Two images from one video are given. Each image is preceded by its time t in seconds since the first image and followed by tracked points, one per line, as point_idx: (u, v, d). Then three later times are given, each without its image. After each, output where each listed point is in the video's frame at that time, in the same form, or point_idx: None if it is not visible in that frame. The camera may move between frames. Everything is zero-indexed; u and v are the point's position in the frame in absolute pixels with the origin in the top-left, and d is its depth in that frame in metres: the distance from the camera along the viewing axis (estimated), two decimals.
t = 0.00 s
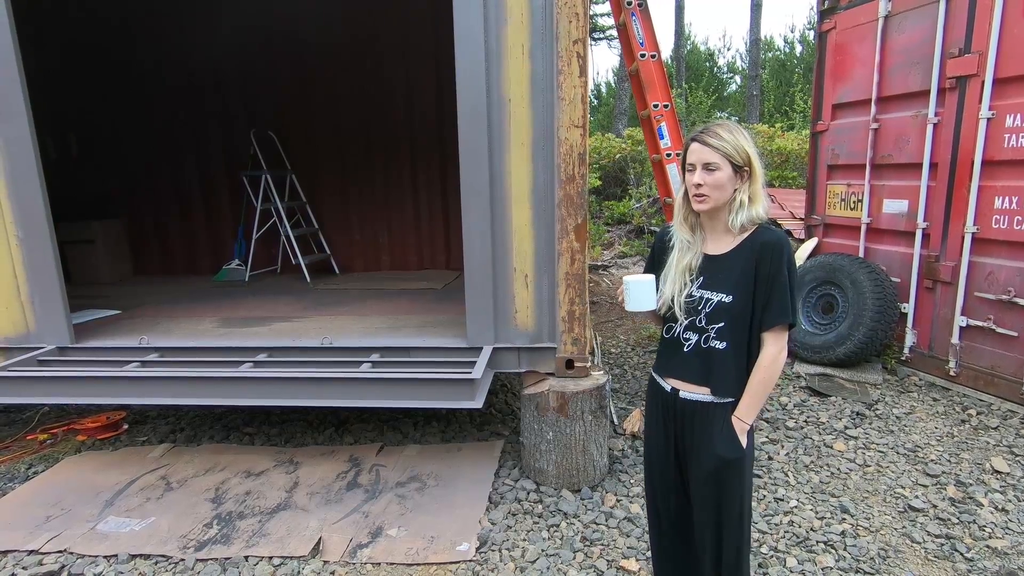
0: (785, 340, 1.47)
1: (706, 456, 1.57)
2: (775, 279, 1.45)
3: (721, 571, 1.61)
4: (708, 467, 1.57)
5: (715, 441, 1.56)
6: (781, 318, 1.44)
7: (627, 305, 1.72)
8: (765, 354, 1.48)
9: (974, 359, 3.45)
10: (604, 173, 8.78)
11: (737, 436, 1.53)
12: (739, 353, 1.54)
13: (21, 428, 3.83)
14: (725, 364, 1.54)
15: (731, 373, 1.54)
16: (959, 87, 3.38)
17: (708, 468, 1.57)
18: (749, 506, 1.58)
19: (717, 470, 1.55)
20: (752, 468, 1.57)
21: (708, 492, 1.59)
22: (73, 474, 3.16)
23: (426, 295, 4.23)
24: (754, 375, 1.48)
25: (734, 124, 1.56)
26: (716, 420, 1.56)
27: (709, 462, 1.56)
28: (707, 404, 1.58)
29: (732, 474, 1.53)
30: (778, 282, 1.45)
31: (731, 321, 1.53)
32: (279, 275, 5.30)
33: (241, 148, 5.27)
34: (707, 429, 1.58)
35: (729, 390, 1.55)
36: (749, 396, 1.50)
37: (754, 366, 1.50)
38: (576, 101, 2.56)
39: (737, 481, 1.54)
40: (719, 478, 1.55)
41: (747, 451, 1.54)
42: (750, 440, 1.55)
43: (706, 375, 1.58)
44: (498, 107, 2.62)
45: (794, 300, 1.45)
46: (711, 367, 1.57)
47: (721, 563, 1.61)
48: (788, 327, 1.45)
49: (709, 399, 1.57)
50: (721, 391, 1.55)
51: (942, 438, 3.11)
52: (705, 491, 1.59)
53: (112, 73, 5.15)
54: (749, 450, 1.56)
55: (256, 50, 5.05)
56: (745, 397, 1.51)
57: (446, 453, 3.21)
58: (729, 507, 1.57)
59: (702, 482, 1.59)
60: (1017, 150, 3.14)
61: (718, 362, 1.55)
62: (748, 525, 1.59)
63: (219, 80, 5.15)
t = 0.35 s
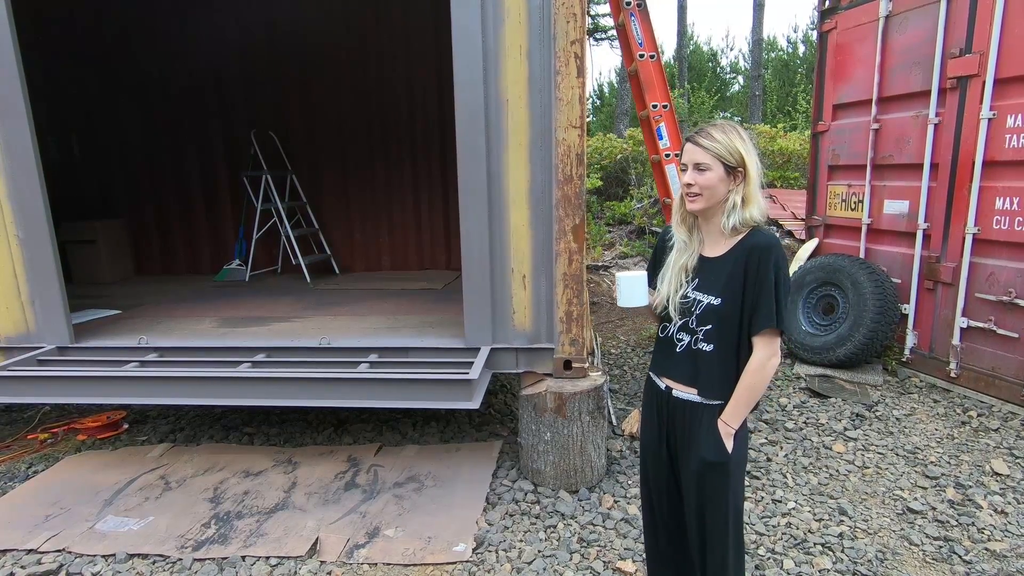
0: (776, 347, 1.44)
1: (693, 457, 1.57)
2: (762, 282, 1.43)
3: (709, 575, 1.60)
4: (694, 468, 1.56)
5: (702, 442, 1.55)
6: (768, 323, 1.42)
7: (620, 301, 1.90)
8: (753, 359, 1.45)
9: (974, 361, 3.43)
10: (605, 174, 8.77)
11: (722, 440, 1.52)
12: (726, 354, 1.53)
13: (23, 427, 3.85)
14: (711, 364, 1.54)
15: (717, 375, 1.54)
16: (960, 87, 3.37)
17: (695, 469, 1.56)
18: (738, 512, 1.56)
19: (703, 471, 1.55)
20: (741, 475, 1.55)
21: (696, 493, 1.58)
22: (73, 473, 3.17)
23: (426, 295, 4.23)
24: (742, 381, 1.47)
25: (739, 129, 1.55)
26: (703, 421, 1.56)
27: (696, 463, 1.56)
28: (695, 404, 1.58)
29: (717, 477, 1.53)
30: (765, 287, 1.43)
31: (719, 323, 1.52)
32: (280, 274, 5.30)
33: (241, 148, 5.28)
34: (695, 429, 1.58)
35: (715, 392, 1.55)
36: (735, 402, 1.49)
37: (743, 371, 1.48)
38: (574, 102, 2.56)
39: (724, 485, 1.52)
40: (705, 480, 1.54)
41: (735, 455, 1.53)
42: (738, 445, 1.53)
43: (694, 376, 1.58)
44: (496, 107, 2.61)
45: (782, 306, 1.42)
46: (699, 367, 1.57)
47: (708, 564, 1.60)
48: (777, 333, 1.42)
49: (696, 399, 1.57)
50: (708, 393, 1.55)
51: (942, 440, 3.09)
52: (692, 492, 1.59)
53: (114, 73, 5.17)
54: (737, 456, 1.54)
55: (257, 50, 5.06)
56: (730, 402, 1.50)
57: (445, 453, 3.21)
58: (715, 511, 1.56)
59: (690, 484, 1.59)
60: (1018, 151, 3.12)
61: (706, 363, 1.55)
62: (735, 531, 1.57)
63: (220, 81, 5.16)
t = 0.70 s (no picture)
0: (769, 347, 1.43)
1: (687, 457, 1.57)
2: (754, 282, 1.42)
3: None
4: (688, 469, 1.56)
5: (697, 443, 1.55)
6: (760, 323, 1.41)
7: (613, 298, 1.91)
8: (745, 360, 1.44)
9: (976, 361, 3.41)
10: (607, 174, 8.76)
11: (716, 441, 1.51)
12: (720, 354, 1.53)
13: (25, 425, 3.87)
14: (705, 364, 1.54)
15: (710, 375, 1.53)
16: (961, 86, 3.35)
17: (689, 469, 1.56)
18: (732, 513, 1.55)
19: (696, 471, 1.54)
20: (736, 476, 1.54)
21: (691, 494, 1.58)
22: (74, 472, 3.19)
23: (425, 294, 4.24)
24: (734, 381, 1.46)
25: (730, 128, 1.54)
26: (698, 422, 1.56)
27: (690, 463, 1.56)
28: (689, 405, 1.58)
29: (710, 478, 1.52)
30: (757, 287, 1.42)
31: (712, 322, 1.52)
32: (281, 274, 5.32)
33: (243, 148, 5.29)
34: (689, 430, 1.57)
35: (709, 392, 1.54)
36: (727, 403, 1.48)
37: (736, 371, 1.47)
38: (571, 101, 2.56)
39: (719, 486, 1.52)
40: (699, 481, 1.54)
41: (729, 457, 1.51)
42: (733, 446, 1.52)
43: (687, 375, 1.58)
44: (493, 106, 2.61)
45: (775, 306, 1.41)
46: (692, 367, 1.57)
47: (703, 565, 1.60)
48: (769, 333, 1.41)
49: (691, 400, 1.57)
50: (701, 393, 1.55)
51: (942, 441, 3.08)
52: (687, 492, 1.59)
53: (116, 73, 5.19)
54: (732, 457, 1.53)
55: (258, 50, 5.08)
56: (724, 403, 1.49)
57: (443, 453, 3.21)
58: (710, 512, 1.55)
59: (686, 484, 1.59)
60: (1019, 150, 3.10)
61: (699, 362, 1.55)
62: (730, 532, 1.56)
63: (222, 81, 5.18)
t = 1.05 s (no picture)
0: (764, 347, 1.41)
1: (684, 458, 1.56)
2: (748, 282, 1.41)
3: None
4: (684, 470, 1.56)
5: (693, 445, 1.54)
6: (754, 323, 1.39)
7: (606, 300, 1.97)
8: (740, 359, 1.43)
9: (978, 362, 3.39)
10: (608, 174, 8.75)
11: (711, 442, 1.50)
12: (716, 354, 1.52)
13: (26, 424, 3.88)
14: (700, 364, 1.53)
15: (705, 376, 1.52)
16: (963, 85, 3.32)
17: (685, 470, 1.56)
18: (728, 515, 1.54)
19: (691, 473, 1.53)
20: (732, 477, 1.53)
21: (686, 496, 1.57)
22: (73, 470, 3.20)
23: (425, 294, 4.23)
24: (730, 381, 1.45)
25: (721, 124, 1.53)
26: (695, 423, 1.55)
27: (685, 464, 1.55)
28: (685, 406, 1.57)
29: (706, 479, 1.51)
30: (751, 287, 1.40)
31: (706, 323, 1.51)
32: (282, 274, 5.32)
33: (244, 148, 5.30)
34: (686, 431, 1.57)
35: (705, 393, 1.53)
36: (722, 402, 1.47)
37: (732, 371, 1.46)
38: (569, 100, 2.55)
39: (714, 488, 1.51)
40: (694, 483, 1.53)
41: (724, 459, 1.50)
42: (729, 447, 1.51)
43: (683, 376, 1.57)
44: (490, 105, 2.61)
45: (769, 307, 1.40)
46: (687, 367, 1.56)
47: (699, 568, 1.59)
48: (764, 333, 1.40)
49: (687, 401, 1.57)
50: (697, 395, 1.54)
51: (943, 442, 3.05)
52: (683, 494, 1.58)
53: (118, 74, 5.21)
54: (728, 460, 1.52)
55: (259, 50, 5.09)
56: (720, 403, 1.47)
57: (441, 452, 3.20)
58: (705, 513, 1.54)
59: (682, 485, 1.58)
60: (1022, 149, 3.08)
61: (693, 363, 1.54)
62: (726, 533, 1.55)
63: (224, 81, 5.19)
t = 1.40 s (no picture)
0: (762, 347, 1.40)
1: (680, 460, 1.55)
2: (746, 284, 1.40)
3: None
4: (681, 472, 1.54)
5: (689, 447, 1.53)
6: (752, 324, 1.38)
7: (603, 301, 1.96)
8: (738, 360, 1.42)
9: (980, 361, 3.36)
10: (609, 173, 8.73)
11: (708, 444, 1.49)
12: (713, 356, 1.50)
13: (27, 424, 3.88)
14: (697, 366, 1.51)
15: (701, 378, 1.51)
16: (965, 83, 3.30)
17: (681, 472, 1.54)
18: (726, 517, 1.53)
19: (688, 475, 1.52)
20: (729, 480, 1.51)
21: (683, 497, 1.56)
22: (72, 471, 3.19)
23: (424, 294, 4.22)
24: (728, 381, 1.43)
25: (718, 122, 1.51)
26: (691, 425, 1.54)
27: (682, 466, 1.54)
28: (681, 408, 1.56)
29: (702, 482, 1.50)
30: (749, 288, 1.39)
31: (703, 324, 1.50)
32: (282, 274, 5.32)
33: (243, 148, 5.30)
34: (682, 433, 1.56)
35: (700, 395, 1.52)
36: (721, 403, 1.45)
37: (730, 372, 1.45)
38: (567, 99, 2.55)
39: (711, 491, 1.49)
40: (691, 485, 1.52)
41: (721, 461, 1.49)
42: (725, 449, 1.50)
43: (679, 377, 1.56)
44: (488, 104, 2.60)
45: (768, 308, 1.38)
46: (683, 368, 1.55)
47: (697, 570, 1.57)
48: (761, 335, 1.38)
49: (683, 403, 1.55)
50: (693, 397, 1.53)
51: (945, 443, 3.03)
52: (680, 495, 1.57)
53: (117, 74, 5.21)
54: (725, 462, 1.50)
55: (258, 50, 5.08)
56: (718, 404, 1.46)
57: (440, 453, 3.19)
58: (702, 516, 1.53)
59: (679, 487, 1.57)
60: None
61: (690, 364, 1.53)
62: (724, 536, 1.53)
63: (223, 82, 5.19)
